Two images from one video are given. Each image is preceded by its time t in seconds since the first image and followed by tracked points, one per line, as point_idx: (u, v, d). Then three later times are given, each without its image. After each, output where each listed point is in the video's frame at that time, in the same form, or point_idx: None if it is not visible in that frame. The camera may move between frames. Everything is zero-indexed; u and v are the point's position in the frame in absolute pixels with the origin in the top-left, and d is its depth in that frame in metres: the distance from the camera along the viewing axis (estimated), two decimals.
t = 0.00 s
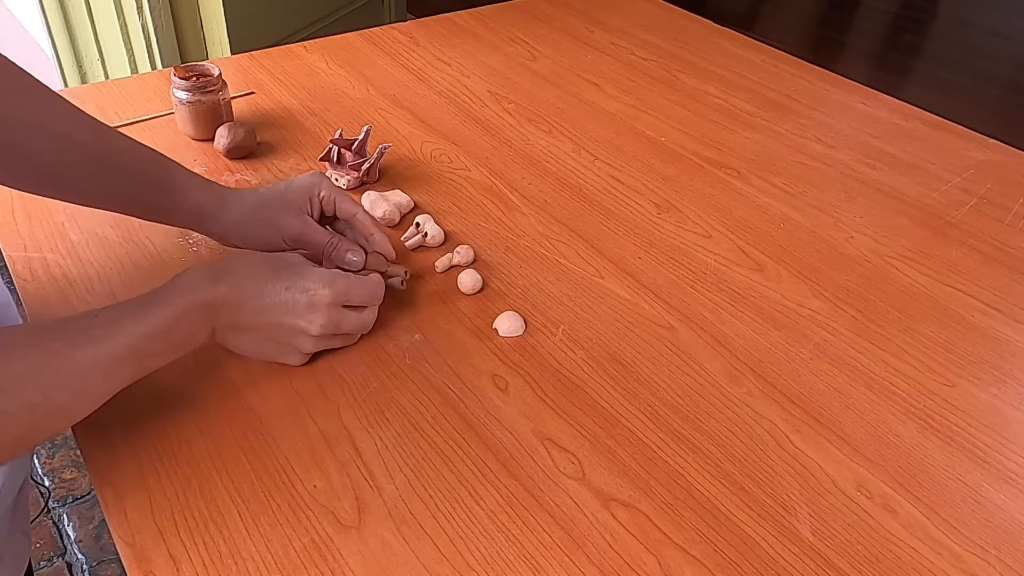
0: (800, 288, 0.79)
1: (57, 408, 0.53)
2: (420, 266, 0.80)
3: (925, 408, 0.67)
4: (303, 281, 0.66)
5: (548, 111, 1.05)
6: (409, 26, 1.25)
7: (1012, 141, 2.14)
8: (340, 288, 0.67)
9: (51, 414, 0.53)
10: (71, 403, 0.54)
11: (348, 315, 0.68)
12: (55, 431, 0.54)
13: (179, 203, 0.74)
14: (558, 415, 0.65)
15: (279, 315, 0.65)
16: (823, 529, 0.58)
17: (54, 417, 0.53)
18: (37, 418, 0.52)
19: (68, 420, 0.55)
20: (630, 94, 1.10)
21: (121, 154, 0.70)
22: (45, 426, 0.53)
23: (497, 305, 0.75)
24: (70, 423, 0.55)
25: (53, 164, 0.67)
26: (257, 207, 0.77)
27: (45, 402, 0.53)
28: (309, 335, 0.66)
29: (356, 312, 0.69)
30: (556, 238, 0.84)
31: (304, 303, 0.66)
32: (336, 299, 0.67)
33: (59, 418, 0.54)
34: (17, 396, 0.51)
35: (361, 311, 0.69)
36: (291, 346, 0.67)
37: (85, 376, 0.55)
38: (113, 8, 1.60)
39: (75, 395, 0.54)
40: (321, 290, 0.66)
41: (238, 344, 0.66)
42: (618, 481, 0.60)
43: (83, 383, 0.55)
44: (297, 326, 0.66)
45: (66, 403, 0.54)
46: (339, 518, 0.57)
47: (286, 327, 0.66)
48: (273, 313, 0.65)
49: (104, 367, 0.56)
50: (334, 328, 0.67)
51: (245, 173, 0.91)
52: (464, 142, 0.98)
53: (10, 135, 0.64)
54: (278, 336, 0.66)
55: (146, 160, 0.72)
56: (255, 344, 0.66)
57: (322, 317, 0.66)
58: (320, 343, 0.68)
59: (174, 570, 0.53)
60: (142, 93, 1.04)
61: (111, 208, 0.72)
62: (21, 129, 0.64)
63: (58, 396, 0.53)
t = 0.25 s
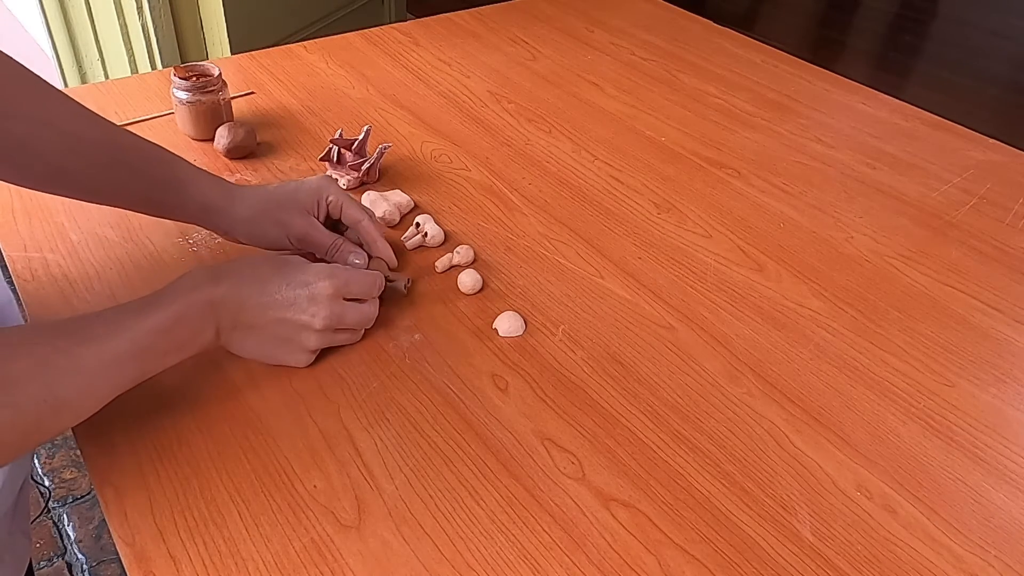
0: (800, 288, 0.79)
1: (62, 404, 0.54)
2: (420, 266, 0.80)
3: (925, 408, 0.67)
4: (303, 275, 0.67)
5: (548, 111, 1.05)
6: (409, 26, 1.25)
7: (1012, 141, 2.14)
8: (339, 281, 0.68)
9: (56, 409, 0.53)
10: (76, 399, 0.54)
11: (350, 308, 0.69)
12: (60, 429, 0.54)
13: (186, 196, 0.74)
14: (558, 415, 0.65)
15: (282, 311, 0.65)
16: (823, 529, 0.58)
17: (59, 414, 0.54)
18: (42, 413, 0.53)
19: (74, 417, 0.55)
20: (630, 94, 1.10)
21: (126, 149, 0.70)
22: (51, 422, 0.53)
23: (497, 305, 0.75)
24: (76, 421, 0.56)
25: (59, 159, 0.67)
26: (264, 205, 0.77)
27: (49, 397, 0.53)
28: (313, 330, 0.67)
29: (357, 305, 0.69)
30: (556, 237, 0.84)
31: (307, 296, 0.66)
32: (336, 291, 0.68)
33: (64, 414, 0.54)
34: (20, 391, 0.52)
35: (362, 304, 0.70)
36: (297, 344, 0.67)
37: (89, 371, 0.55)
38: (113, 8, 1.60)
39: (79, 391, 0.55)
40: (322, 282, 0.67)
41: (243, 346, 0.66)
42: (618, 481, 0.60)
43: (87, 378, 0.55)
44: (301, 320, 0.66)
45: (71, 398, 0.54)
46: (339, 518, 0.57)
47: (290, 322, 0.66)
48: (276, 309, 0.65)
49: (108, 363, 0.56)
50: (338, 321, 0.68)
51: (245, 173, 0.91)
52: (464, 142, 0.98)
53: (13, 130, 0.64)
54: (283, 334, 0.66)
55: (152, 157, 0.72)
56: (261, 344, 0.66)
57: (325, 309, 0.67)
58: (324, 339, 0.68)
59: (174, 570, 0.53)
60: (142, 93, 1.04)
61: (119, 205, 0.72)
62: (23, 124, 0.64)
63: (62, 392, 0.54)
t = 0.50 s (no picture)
0: (800, 288, 0.79)
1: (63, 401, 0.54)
2: (420, 266, 0.80)
3: (925, 408, 0.67)
4: (307, 276, 0.67)
5: (548, 111, 1.05)
6: (409, 26, 1.25)
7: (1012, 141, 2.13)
8: (342, 282, 0.68)
9: (59, 407, 0.53)
10: (78, 397, 0.55)
11: (353, 309, 0.69)
12: (62, 427, 0.55)
13: (189, 195, 0.74)
14: (558, 415, 0.65)
15: (285, 311, 0.65)
16: (823, 529, 0.58)
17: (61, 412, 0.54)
18: (45, 410, 0.53)
19: (75, 415, 0.55)
20: (630, 94, 1.10)
21: (129, 149, 0.70)
22: (53, 420, 0.53)
23: (497, 305, 0.75)
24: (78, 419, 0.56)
25: (60, 158, 0.67)
26: (266, 205, 0.77)
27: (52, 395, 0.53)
28: (316, 331, 0.67)
29: (360, 306, 0.69)
30: (556, 238, 0.84)
31: (310, 297, 0.66)
32: (340, 292, 0.68)
33: (66, 412, 0.54)
34: (23, 388, 0.52)
35: (364, 306, 0.70)
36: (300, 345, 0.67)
37: (91, 369, 0.55)
38: (114, 8, 1.60)
39: (82, 389, 0.55)
40: (325, 283, 0.67)
41: (245, 346, 0.66)
42: (618, 482, 0.60)
43: (89, 377, 0.55)
44: (304, 321, 0.66)
45: (73, 396, 0.54)
46: (339, 519, 0.57)
47: (293, 323, 0.66)
48: (280, 309, 0.65)
49: (110, 361, 0.57)
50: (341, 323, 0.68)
51: (245, 173, 0.91)
52: (464, 142, 0.98)
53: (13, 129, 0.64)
54: (286, 334, 0.66)
55: (156, 156, 0.72)
56: (263, 345, 0.66)
57: (328, 310, 0.67)
58: (327, 340, 0.68)
59: (174, 570, 0.53)
60: (142, 93, 1.04)
61: (122, 204, 0.72)
62: (24, 123, 0.64)
63: (64, 389, 0.54)
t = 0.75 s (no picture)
0: (800, 288, 0.79)
1: (64, 406, 0.54)
2: (420, 266, 0.80)
3: (925, 408, 0.67)
4: (308, 278, 0.67)
5: (548, 111, 1.05)
6: (409, 26, 1.25)
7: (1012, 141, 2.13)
8: (343, 284, 0.68)
9: (59, 411, 0.53)
10: (79, 401, 0.55)
11: (354, 312, 0.68)
12: (62, 431, 0.55)
13: (189, 197, 0.74)
14: (558, 415, 0.65)
15: (286, 314, 0.65)
16: (823, 529, 0.58)
17: (63, 417, 0.54)
18: (45, 415, 0.53)
19: (76, 419, 0.55)
20: (630, 94, 1.10)
21: (128, 150, 0.70)
22: (54, 424, 0.53)
23: (497, 305, 0.75)
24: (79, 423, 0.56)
25: (60, 160, 0.67)
26: (266, 208, 0.77)
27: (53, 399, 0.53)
28: (317, 333, 0.67)
29: (361, 308, 0.69)
30: (557, 238, 0.84)
31: (311, 300, 0.66)
32: (341, 295, 0.68)
33: (68, 416, 0.54)
34: (23, 393, 0.52)
35: (365, 308, 0.70)
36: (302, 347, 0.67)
37: (91, 373, 0.55)
38: (114, 8, 1.60)
39: (82, 393, 0.55)
40: (326, 285, 0.67)
41: (246, 349, 0.66)
42: (618, 481, 0.60)
43: (89, 381, 0.55)
44: (306, 323, 0.66)
45: (74, 400, 0.54)
46: (339, 519, 0.57)
47: (295, 326, 0.66)
48: (281, 312, 0.65)
49: (110, 365, 0.57)
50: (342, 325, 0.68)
51: (245, 173, 0.91)
52: (464, 142, 0.98)
53: (14, 131, 0.64)
54: (287, 337, 0.66)
55: (156, 159, 0.72)
56: (265, 348, 0.66)
57: (329, 313, 0.67)
58: (328, 343, 0.68)
59: (174, 570, 0.53)
60: (142, 93, 1.04)
61: (120, 207, 0.72)
62: (23, 125, 0.64)
63: (65, 393, 0.54)
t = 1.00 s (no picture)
0: (800, 288, 0.79)
1: (61, 416, 0.54)
2: (420, 267, 0.80)
3: (925, 408, 0.67)
4: (308, 286, 0.66)
5: (548, 111, 1.05)
6: (409, 26, 1.25)
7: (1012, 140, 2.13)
8: (343, 292, 0.68)
9: (57, 420, 0.53)
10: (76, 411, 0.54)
11: (354, 319, 0.68)
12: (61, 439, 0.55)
13: (189, 203, 0.74)
14: (558, 415, 0.65)
15: (285, 322, 0.65)
16: (823, 529, 0.58)
17: (60, 427, 0.54)
18: (43, 425, 0.53)
19: (73, 429, 0.55)
20: (630, 94, 1.10)
21: (127, 153, 0.70)
22: (52, 433, 0.53)
23: (497, 305, 0.75)
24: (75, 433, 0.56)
25: (60, 162, 0.67)
26: (265, 210, 0.76)
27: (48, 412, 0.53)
28: (316, 341, 0.66)
29: (360, 316, 0.69)
30: (557, 238, 0.84)
31: (310, 308, 0.66)
32: (340, 303, 0.67)
33: (64, 427, 0.54)
34: (20, 405, 0.52)
35: (365, 315, 0.69)
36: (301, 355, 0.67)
37: (89, 382, 0.55)
38: (113, 8, 1.60)
39: (79, 403, 0.55)
40: (325, 294, 0.67)
41: (245, 356, 0.66)
42: (618, 481, 0.60)
43: (87, 392, 0.55)
44: (305, 331, 0.66)
45: (72, 411, 0.54)
46: (339, 518, 0.57)
47: (294, 334, 0.65)
48: (280, 321, 0.65)
49: (108, 375, 0.56)
50: (341, 333, 0.67)
51: (245, 173, 0.91)
52: (464, 142, 0.98)
53: (12, 132, 0.64)
54: (286, 345, 0.66)
55: (156, 162, 0.72)
56: (264, 356, 0.66)
57: (329, 321, 0.66)
58: (327, 350, 0.68)
59: (174, 570, 0.53)
60: (142, 93, 1.04)
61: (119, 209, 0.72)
62: (23, 128, 0.64)
63: (63, 404, 0.54)
